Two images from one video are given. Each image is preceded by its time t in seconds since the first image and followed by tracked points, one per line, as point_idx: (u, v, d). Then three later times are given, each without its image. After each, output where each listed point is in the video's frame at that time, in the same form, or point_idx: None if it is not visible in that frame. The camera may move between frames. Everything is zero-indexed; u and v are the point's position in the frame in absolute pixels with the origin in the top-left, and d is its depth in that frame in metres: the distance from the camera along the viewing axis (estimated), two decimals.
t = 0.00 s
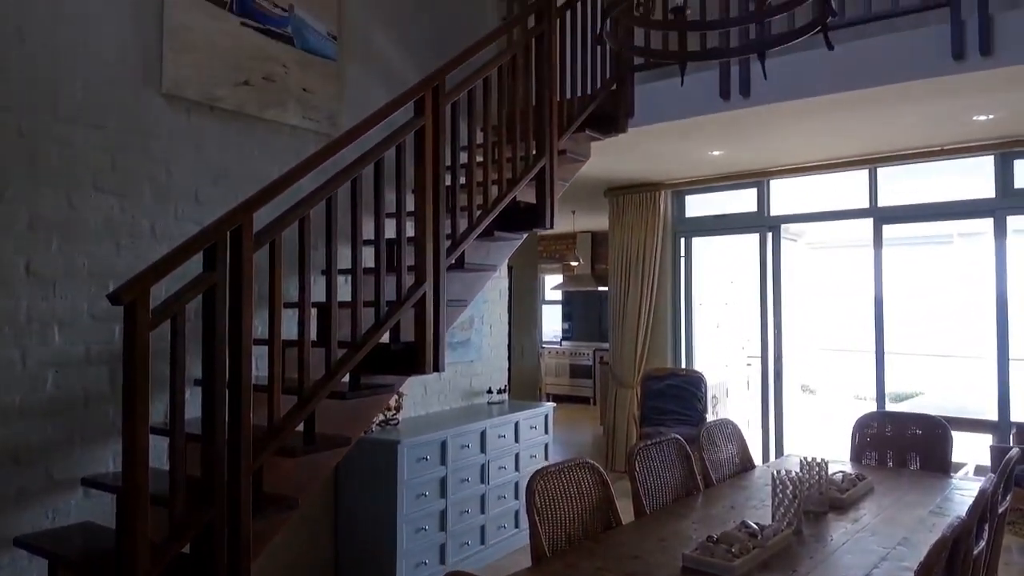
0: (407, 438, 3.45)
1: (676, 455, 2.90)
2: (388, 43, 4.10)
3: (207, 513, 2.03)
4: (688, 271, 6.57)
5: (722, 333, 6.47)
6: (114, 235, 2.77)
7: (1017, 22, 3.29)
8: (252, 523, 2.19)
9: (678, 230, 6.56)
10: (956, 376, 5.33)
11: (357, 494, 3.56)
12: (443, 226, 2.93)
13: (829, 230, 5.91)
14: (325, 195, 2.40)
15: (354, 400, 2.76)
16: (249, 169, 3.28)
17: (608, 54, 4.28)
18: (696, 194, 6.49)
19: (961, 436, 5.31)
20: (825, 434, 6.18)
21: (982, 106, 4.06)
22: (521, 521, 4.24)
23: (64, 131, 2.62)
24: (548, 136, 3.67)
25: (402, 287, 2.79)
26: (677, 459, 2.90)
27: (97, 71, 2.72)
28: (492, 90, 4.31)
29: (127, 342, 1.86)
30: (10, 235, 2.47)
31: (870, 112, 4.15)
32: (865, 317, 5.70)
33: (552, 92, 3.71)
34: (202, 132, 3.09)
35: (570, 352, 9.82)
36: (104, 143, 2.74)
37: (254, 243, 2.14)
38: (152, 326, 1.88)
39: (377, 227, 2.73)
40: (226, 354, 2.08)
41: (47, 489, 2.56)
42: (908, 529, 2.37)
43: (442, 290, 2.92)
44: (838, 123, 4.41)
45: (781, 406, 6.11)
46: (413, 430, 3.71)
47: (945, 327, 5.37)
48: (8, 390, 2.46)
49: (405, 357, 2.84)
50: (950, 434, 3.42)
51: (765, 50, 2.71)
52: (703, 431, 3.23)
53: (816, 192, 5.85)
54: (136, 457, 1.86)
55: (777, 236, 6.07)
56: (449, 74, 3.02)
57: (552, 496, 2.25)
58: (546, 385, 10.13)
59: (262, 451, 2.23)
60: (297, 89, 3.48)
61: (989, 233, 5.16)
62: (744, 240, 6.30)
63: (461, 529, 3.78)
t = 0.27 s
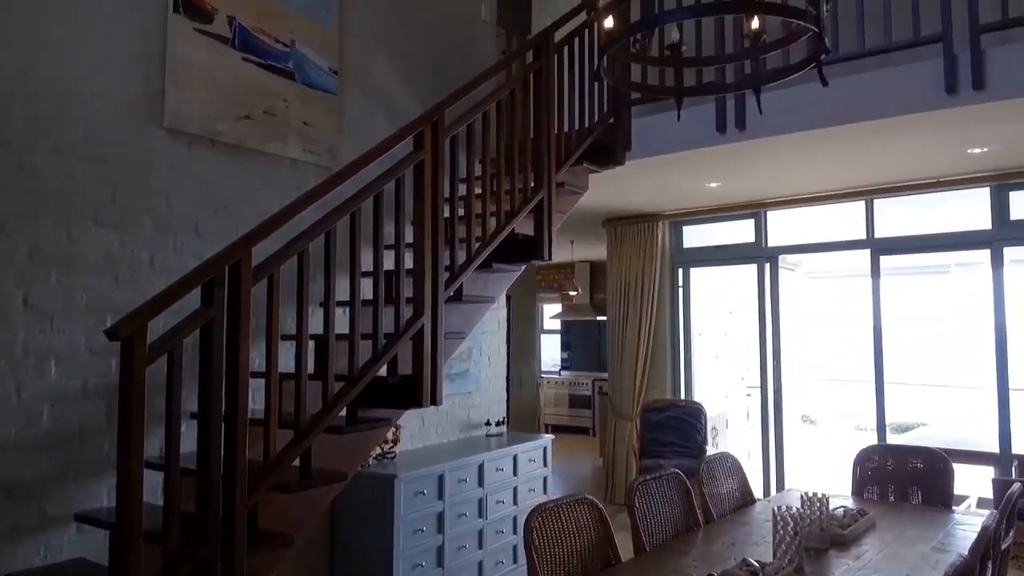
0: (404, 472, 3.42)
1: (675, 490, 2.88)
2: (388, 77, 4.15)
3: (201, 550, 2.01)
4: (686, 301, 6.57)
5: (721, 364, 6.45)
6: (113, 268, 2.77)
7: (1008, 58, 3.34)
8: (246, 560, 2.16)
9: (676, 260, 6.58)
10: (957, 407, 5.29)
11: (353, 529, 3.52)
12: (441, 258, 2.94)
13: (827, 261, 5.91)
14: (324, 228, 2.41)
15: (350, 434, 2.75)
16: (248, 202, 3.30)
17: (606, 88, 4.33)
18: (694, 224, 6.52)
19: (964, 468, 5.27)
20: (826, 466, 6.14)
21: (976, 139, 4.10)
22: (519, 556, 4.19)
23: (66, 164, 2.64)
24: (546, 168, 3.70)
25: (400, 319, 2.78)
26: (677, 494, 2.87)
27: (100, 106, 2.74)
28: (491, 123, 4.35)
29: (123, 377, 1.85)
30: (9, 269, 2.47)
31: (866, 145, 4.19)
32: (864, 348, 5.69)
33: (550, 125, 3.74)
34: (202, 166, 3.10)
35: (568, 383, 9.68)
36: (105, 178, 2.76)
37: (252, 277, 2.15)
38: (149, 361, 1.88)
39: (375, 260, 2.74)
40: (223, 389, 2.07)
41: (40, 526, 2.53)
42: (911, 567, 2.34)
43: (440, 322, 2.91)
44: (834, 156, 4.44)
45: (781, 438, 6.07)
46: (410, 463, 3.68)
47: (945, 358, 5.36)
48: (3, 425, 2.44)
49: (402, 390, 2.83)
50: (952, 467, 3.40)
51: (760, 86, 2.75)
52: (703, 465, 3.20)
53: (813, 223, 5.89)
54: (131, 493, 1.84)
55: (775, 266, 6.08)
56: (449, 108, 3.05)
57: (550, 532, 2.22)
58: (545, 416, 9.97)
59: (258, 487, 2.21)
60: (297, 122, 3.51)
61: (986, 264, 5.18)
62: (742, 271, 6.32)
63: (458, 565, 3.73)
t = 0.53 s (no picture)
0: (401, 505, 3.38)
1: (675, 523, 2.84)
2: (388, 109, 4.19)
3: None
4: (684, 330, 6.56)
5: (721, 393, 6.42)
6: (111, 298, 2.77)
7: (1002, 91, 3.37)
8: None
9: (675, 289, 6.59)
10: (958, 437, 5.25)
11: (349, 563, 3.47)
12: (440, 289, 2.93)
13: (825, 290, 5.92)
14: (322, 260, 2.41)
15: (347, 466, 2.72)
16: (247, 233, 3.31)
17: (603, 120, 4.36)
18: (691, 253, 6.54)
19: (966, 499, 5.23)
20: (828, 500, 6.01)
21: (971, 170, 4.13)
22: None
23: (66, 196, 2.65)
24: (544, 198, 3.72)
25: (398, 350, 2.77)
26: (677, 527, 2.84)
27: (101, 138, 2.76)
28: (489, 154, 4.38)
29: (119, 411, 1.84)
30: (7, 299, 2.47)
31: (862, 176, 4.22)
32: (864, 377, 5.67)
33: (548, 156, 3.77)
34: (201, 197, 3.12)
35: (568, 412, 9.70)
36: (105, 208, 2.77)
37: (249, 309, 2.14)
38: (144, 394, 1.86)
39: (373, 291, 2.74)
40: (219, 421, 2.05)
41: (32, 560, 2.49)
42: None
43: (438, 353, 2.90)
44: (831, 186, 4.47)
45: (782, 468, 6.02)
46: (407, 495, 3.64)
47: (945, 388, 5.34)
48: None
49: (400, 422, 2.81)
50: (954, 499, 3.37)
51: (756, 119, 2.77)
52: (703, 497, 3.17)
53: (810, 253, 5.92)
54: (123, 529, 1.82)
55: (773, 295, 6.10)
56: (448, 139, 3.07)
57: (549, 569, 2.19)
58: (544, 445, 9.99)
59: (252, 521, 2.19)
60: (297, 154, 3.54)
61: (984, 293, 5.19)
62: (740, 300, 6.32)
63: None
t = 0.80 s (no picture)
0: (398, 534, 3.35)
1: (676, 554, 2.81)
2: (388, 136, 4.22)
3: None
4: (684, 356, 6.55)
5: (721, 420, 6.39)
6: (109, 325, 2.76)
7: (997, 120, 3.40)
8: None
9: (674, 315, 6.59)
10: (960, 463, 5.21)
11: None
12: (438, 315, 2.93)
13: (824, 315, 5.92)
14: (321, 287, 2.41)
15: (344, 495, 2.70)
16: (246, 259, 3.31)
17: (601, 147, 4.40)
18: (690, 279, 6.54)
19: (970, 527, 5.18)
20: (829, 528, 5.94)
21: (968, 197, 4.15)
22: None
23: (66, 223, 2.65)
24: (543, 225, 3.73)
25: (396, 377, 2.76)
26: (677, 558, 2.80)
27: (102, 166, 2.78)
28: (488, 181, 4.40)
29: (115, 440, 1.83)
30: (4, 326, 2.46)
31: (860, 203, 4.24)
32: (864, 404, 5.65)
33: (547, 183, 3.79)
34: (201, 224, 3.13)
35: (568, 438, 9.65)
36: (104, 236, 2.77)
37: (248, 337, 2.14)
38: (141, 422, 1.85)
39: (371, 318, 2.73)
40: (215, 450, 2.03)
41: None
42: None
43: (436, 381, 2.89)
44: (829, 213, 4.49)
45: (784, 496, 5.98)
46: (404, 524, 3.60)
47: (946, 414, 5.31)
48: None
49: (397, 450, 2.79)
50: (957, 528, 3.34)
51: (753, 147, 2.79)
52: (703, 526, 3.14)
53: (809, 279, 5.93)
54: (116, 559, 1.79)
55: (773, 321, 6.10)
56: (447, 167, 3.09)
57: None
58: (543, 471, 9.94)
59: (247, 552, 2.16)
60: (297, 181, 3.55)
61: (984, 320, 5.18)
62: (739, 326, 6.32)
63: None
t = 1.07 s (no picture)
0: (394, 569, 3.31)
1: None
2: (388, 167, 4.24)
3: None
4: (683, 386, 6.53)
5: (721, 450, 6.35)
6: (105, 357, 2.75)
7: (992, 152, 3.43)
8: None
9: (673, 344, 6.58)
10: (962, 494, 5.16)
11: None
12: (436, 346, 2.92)
13: (824, 345, 5.94)
14: (318, 319, 2.40)
15: (340, 530, 2.67)
16: (245, 290, 3.31)
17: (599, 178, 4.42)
18: (689, 308, 6.57)
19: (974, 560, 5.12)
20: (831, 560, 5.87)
21: (965, 228, 4.17)
22: None
23: (64, 255, 2.65)
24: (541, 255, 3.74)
25: (393, 409, 2.74)
26: None
27: (102, 198, 2.79)
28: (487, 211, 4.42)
29: (108, 476, 1.81)
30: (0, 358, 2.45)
31: (857, 234, 4.25)
32: (865, 434, 5.62)
33: (545, 214, 3.80)
34: (200, 254, 3.13)
35: (568, 468, 9.59)
36: (103, 267, 2.77)
37: (244, 370, 2.12)
38: (135, 457, 1.83)
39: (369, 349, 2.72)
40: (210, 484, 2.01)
41: None
42: None
43: (433, 412, 2.87)
44: (826, 243, 4.51)
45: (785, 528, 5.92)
46: (401, 558, 3.55)
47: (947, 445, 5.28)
48: None
49: (393, 483, 2.76)
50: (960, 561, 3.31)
51: (750, 179, 2.80)
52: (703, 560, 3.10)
53: (807, 309, 5.95)
54: None
55: (771, 350, 6.09)
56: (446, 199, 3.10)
57: None
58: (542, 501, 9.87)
59: None
60: (297, 212, 3.57)
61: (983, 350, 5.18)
62: (738, 356, 6.30)
63: None
